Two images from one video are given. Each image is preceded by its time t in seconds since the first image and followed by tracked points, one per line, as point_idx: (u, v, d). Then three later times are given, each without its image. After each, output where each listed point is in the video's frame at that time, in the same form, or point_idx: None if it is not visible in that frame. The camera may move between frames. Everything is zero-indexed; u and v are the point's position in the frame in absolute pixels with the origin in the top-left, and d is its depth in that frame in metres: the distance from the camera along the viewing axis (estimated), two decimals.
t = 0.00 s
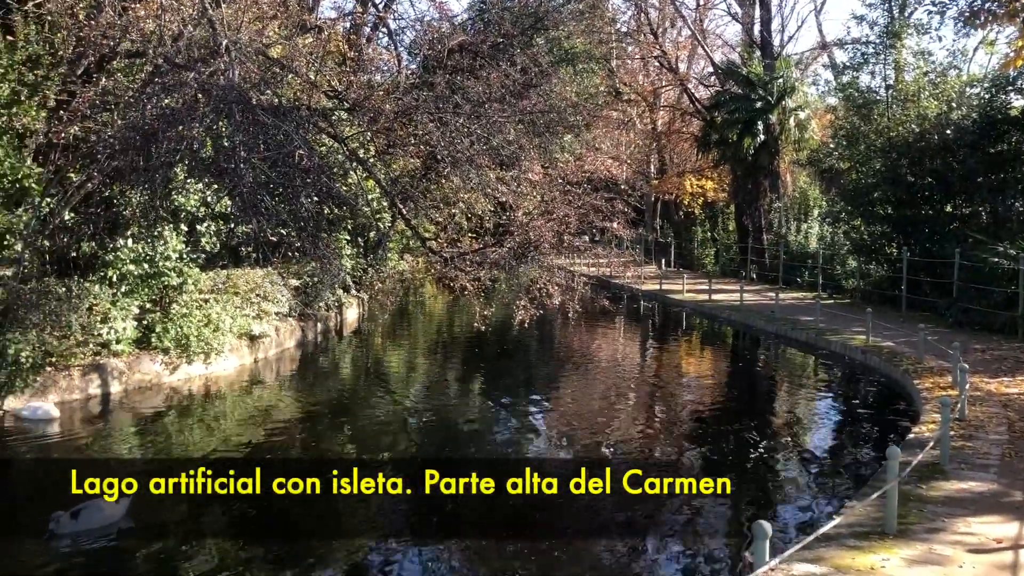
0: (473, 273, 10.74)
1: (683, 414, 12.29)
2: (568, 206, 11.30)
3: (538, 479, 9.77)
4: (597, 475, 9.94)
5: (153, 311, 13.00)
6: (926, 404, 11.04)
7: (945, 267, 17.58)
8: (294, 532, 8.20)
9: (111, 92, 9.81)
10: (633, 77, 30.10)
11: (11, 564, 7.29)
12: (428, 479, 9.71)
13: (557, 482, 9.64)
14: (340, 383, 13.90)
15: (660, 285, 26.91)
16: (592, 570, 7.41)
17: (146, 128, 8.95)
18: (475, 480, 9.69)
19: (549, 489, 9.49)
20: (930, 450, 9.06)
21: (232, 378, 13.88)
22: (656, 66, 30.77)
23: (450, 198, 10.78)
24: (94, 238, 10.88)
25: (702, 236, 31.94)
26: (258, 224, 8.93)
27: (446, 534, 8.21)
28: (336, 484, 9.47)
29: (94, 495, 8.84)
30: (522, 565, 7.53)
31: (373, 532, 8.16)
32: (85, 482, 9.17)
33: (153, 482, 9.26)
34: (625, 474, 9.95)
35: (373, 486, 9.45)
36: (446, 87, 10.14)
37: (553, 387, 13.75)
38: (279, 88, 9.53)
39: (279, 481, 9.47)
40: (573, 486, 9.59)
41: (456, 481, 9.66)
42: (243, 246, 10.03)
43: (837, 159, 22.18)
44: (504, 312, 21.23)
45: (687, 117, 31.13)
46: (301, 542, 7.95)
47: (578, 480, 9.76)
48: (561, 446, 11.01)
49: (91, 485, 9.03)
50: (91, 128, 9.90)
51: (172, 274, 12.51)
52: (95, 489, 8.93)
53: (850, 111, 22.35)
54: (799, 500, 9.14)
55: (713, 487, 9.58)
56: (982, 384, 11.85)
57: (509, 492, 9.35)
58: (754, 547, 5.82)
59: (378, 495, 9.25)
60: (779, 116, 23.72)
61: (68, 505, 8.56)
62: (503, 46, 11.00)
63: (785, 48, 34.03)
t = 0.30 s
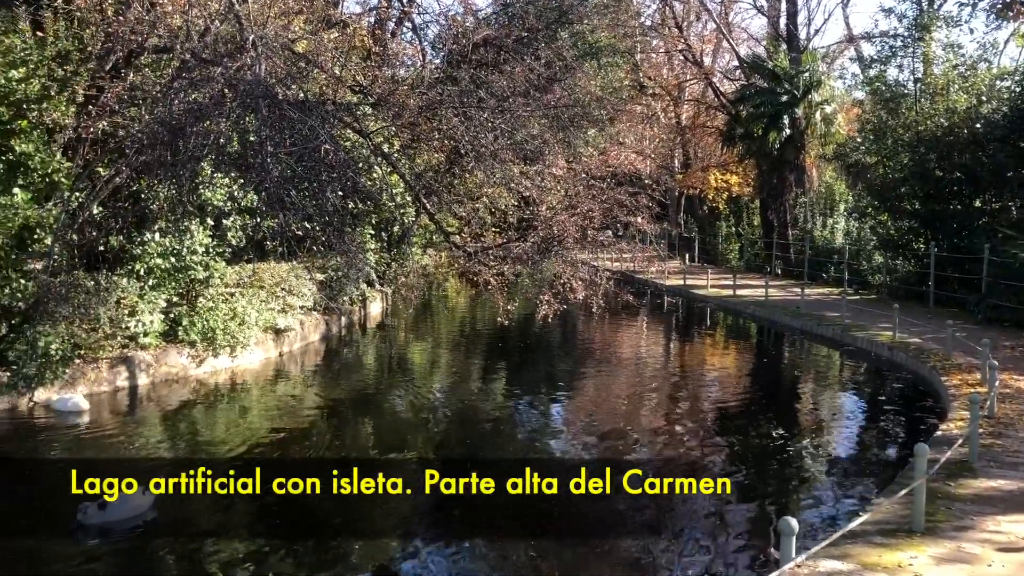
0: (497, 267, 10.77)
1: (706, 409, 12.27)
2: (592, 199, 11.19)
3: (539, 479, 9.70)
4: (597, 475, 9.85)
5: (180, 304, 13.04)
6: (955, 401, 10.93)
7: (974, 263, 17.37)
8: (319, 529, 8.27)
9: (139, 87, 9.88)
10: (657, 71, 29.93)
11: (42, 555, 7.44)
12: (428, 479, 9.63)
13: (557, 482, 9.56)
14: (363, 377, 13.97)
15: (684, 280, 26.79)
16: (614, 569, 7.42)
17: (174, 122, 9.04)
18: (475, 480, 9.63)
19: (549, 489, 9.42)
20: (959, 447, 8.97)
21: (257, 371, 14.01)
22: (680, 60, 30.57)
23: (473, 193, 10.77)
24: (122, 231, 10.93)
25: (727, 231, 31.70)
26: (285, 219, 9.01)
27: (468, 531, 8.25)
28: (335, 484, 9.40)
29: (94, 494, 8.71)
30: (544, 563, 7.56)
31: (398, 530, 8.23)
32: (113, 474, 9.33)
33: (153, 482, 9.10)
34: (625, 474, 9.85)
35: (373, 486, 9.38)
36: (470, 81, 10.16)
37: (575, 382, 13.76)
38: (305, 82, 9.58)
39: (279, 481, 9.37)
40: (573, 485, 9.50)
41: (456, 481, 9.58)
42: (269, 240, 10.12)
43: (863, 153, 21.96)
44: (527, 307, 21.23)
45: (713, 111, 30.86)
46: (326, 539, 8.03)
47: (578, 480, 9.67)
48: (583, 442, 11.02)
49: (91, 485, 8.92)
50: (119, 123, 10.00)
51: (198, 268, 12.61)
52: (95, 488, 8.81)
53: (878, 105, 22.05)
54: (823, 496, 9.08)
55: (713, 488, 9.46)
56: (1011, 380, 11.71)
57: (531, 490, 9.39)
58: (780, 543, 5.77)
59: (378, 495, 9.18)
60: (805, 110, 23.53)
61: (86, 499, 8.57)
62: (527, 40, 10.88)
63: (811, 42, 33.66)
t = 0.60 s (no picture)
0: (520, 264, 10.78)
1: (730, 407, 12.20)
2: (617, 197, 11.21)
3: (539, 479, 9.69)
4: (597, 475, 9.82)
5: (206, 301, 13.19)
6: (984, 399, 10.80)
7: (1003, 260, 17.15)
8: (343, 527, 8.33)
9: (166, 85, 9.98)
10: (681, 67, 29.75)
11: (71, 551, 7.59)
12: (428, 479, 9.61)
13: (557, 482, 9.55)
14: (387, 372, 14.06)
15: (708, 277, 26.69)
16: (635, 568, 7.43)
17: (201, 120, 9.22)
18: (476, 480, 9.58)
19: (549, 489, 9.41)
20: (988, 447, 8.86)
21: (282, 366, 14.13)
22: (704, 55, 30.39)
23: (498, 189, 10.75)
24: (150, 228, 11.00)
25: (752, 227, 31.46)
26: (311, 216, 9.08)
27: (490, 530, 8.31)
28: (336, 484, 9.39)
29: (94, 495, 8.81)
30: (564, 562, 7.59)
31: (420, 528, 8.28)
32: (140, 469, 9.49)
33: (153, 482, 8.74)
34: (625, 474, 9.81)
35: (373, 486, 9.38)
36: (495, 78, 10.17)
37: (598, 379, 13.75)
38: (330, 80, 9.71)
39: (279, 480, 9.36)
40: (573, 486, 9.48)
41: (456, 481, 9.54)
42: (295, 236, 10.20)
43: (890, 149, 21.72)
44: (549, 304, 21.24)
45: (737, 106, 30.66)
46: (350, 537, 8.10)
47: (578, 480, 9.65)
48: (605, 439, 11.03)
49: (91, 485, 9.00)
50: (147, 121, 10.09)
51: (225, 264, 12.78)
52: (95, 488, 8.90)
53: (906, 100, 21.93)
54: (847, 494, 9.03)
55: (713, 487, 9.36)
56: None
57: (553, 488, 9.43)
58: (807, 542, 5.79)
59: (378, 494, 9.17)
60: (832, 106, 23.32)
61: (88, 499, 8.70)
62: (551, 37, 11.03)
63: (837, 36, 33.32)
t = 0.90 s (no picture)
0: (545, 262, 10.80)
1: (756, 406, 12.14)
2: (642, 195, 11.12)
3: (539, 479, 9.66)
4: (597, 475, 9.79)
5: (234, 299, 13.31)
6: (1015, 400, 10.64)
7: None
8: (367, 525, 8.40)
9: (195, 85, 10.06)
10: (707, 64, 29.57)
11: (101, 548, 7.71)
12: (428, 479, 9.59)
13: (557, 482, 9.53)
14: (412, 370, 14.10)
15: (735, 275, 26.51)
16: (659, 569, 7.42)
17: (230, 120, 9.32)
18: (476, 480, 9.57)
19: (549, 489, 9.39)
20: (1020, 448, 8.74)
21: (309, 364, 14.23)
22: (730, 53, 30.18)
23: (522, 188, 10.74)
24: (179, 226, 11.07)
25: (778, 226, 31.22)
26: (339, 214, 9.16)
27: (514, 529, 8.32)
28: (336, 484, 9.36)
29: (96, 494, 8.86)
30: (587, 562, 7.60)
31: (445, 527, 8.33)
32: (168, 466, 9.61)
33: (153, 482, 8.86)
34: (625, 474, 9.78)
35: (373, 486, 9.38)
36: (519, 76, 10.21)
37: (622, 378, 13.72)
38: (357, 80, 9.77)
39: (280, 481, 9.35)
40: (573, 486, 9.46)
41: (456, 481, 9.53)
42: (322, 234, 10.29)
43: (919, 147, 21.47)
44: (574, 302, 21.20)
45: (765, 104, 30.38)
46: (374, 535, 8.16)
47: (578, 480, 9.63)
48: (630, 438, 11.01)
49: (91, 485, 9.04)
50: (176, 120, 10.19)
51: (252, 262, 12.78)
52: (95, 489, 8.93)
53: (935, 97, 21.75)
54: (875, 495, 8.97)
55: (713, 487, 9.32)
56: None
57: (577, 487, 9.42)
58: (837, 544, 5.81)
59: (378, 495, 9.18)
60: (859, 103, 23.12)
61: (96, 498, 8.75)
62: (577, 35, 11.01)
63: (865, 33, 32.94)
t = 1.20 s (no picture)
0: (571, 261, 10.80)
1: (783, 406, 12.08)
2: (670, 193, 11.18)
3: (539, 479, 9.63)
4: (597, 475, 9.77)
5: (262, 296, 13.45)
6: None
7: None
8: (394, 523, 8.47)
9: (223, 86, 10.20)
10: (734, 61, 29.34)
11: (133, 546, 7.81)
12: (428, 479, 9.59)
13: (557, 482, 9.51)
14: (437, 368, 14.14)
15: (763, 275, 26.30)
16: (687, 570, 7.39)
17: (259, 119, 9.39)
18: (476, 480, 9.56)
19: (549, 489, 9.37)
20: None
21: (336, 362, 14.31)
22: (758, 50, 29.91)
23: (550, 186, 10.73)
24: (208, 223, 11.35)
25: (806, 224, 31.01)
26: (368, 212, 9.22)
27: (541, 528, 8.33)
28: (336, 484, 9.34)
29: (128, 490, 8.99)
30: (615, 563, 7.58)
31: (472, 524, 8.37)
32: (198, 464, 9.69)
33: (153, 482, 9.12)
34: (625, 474, 9.77)
35: (373, 486, 9.35)
36: (547, 74, 10.17)
37: (649, 377, 13.68)
38: (385, 79, 9.83)
39: (280, 480, 9.34)
40: (573, 486, 9.44)
41: (456, 481, 9.53)
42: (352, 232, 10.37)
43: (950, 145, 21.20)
44: (600, 300, 21.16)
45: (792, 101, 30.08)
46: (401, 533, 8.22)
47: (578, 480, 9.61)
48: (656, 438, 10.96)
49: (91, 485, 9.05)
50: (205, 119, 10.21)
51: (280, 260, 12.85)
52: (96, 489, 8.95)
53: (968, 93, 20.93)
54: (905, 495, 8.90)
55: (713, 487, 9.31)
56: None
57: (603, 487, 9.41)
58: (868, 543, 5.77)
59: (379, 495, 9.16)
60: (889, 101, 22.95)
61: (127, 495, 8.88)
62: (603, 32, 10.98)
63: (895, 29, 32.54)
